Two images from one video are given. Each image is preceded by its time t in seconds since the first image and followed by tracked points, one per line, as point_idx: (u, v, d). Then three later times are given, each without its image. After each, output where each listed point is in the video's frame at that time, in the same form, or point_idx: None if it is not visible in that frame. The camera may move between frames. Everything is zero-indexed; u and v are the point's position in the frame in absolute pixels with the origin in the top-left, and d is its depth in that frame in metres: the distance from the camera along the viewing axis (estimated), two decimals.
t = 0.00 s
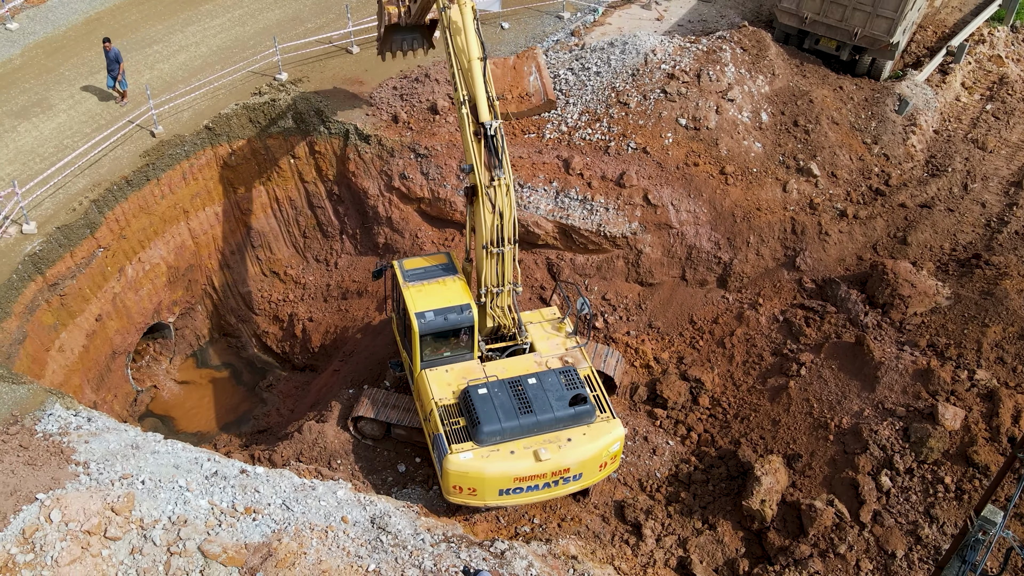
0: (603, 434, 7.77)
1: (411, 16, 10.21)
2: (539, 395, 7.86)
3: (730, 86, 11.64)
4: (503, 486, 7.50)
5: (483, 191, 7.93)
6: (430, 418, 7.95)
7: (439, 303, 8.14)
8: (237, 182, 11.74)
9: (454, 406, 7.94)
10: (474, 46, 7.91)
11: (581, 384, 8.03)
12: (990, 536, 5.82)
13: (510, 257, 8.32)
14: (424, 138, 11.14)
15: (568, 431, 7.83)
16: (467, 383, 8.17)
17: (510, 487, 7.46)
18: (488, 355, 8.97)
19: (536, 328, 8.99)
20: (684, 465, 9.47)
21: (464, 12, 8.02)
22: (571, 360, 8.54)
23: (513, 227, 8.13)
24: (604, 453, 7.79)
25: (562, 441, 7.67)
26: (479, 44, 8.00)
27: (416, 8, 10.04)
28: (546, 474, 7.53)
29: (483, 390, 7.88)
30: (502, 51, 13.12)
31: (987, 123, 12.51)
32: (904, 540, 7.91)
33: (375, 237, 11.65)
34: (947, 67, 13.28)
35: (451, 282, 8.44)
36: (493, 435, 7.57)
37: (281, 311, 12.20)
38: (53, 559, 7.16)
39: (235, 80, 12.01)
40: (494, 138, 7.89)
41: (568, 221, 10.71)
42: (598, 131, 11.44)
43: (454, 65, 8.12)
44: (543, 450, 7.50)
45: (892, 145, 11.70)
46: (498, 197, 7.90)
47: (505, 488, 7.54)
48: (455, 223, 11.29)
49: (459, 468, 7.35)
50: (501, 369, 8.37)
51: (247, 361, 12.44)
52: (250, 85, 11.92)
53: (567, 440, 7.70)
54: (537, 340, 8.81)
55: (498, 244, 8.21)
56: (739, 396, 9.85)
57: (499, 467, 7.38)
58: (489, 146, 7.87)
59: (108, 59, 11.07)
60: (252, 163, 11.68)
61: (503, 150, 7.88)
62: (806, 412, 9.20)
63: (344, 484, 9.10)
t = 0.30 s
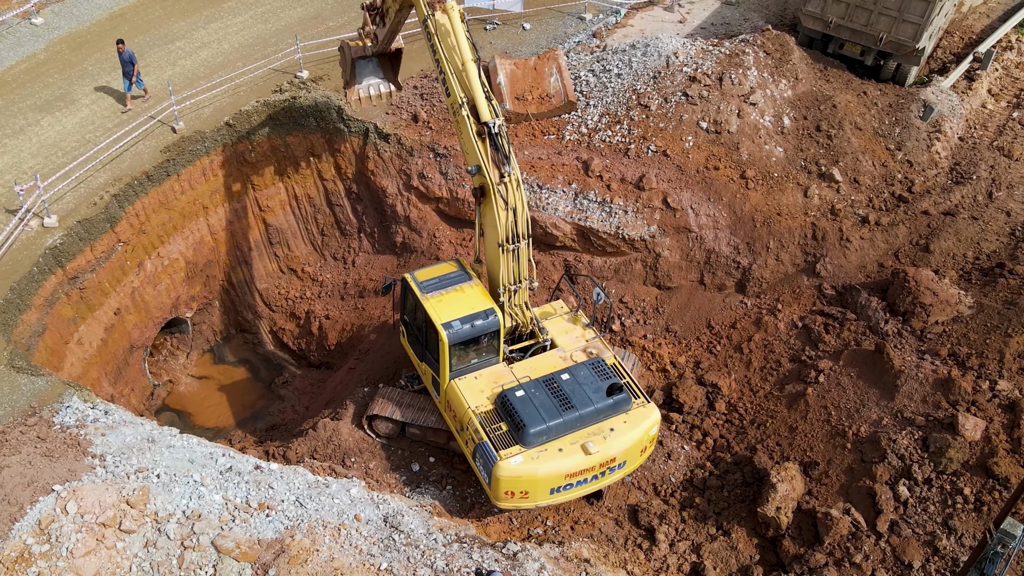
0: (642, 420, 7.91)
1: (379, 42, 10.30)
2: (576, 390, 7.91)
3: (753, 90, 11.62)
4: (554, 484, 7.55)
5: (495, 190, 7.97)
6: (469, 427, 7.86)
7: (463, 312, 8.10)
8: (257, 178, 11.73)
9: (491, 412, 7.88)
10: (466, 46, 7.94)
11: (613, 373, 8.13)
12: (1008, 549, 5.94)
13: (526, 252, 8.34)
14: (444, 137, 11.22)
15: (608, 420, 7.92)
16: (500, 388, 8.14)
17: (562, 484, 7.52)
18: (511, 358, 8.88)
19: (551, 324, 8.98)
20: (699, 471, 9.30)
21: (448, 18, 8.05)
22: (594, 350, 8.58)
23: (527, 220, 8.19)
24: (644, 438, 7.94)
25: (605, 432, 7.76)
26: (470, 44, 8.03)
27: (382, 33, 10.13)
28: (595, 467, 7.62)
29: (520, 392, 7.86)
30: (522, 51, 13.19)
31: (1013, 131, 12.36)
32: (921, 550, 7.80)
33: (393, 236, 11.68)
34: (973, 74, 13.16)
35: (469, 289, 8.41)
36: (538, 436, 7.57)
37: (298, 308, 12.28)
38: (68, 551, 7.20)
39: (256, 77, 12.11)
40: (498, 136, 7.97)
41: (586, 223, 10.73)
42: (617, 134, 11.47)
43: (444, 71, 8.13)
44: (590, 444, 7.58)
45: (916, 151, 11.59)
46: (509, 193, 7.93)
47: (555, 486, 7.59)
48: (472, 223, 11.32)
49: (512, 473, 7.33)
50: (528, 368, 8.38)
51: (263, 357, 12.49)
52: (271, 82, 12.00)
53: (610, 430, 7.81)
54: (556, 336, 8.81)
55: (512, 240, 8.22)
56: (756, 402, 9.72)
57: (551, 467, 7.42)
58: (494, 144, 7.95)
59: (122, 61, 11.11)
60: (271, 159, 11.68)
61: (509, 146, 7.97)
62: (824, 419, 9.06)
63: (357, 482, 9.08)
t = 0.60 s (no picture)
0: (673, 406, 8.10)
1: (349, 83, 9.58)
2: (606, 383, 8.05)
3: (774, 93, 11.56)
4: (598, 479, 7.65)
5: (494, 184, 8.01)
6: (504, 433, 7.88)
7: (486, 318, 8.06)
8: (275, 176, 11.79)
9: (525, 415, 7.93)
10: (444, 51, 8.02)
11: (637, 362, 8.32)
12: None
13: (530, 243, 8.38)
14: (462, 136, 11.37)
15: (640, 410, 8.08)
16: (529, 391, 8.20)
17: (605, 478, 7.63)
18: (532, 359, 8.89)
19: (565, 320, 8.99)
20: (713, 476, 9.24)
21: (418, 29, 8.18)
22: (613, 341, 8.73)
23: (528, 211, 8.27)
24: (675, 424, 8.13)
25: (639, 423, 7.90)
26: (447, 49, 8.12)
27: (353, 73, 9.54)
28: (635, 457, 7.77)
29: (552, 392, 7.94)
30: (542, 51, 13.21)
31: None
32: (938, 561, 7.71)
33: (410, 235, 11.77)
34: (999, 81, 13.02)
35: (487, 294, 8.36)
36: (577, 434, 7.65)
37: (314, 306, 12.33)
38: (82, 543, 7.23)
39: (276, 75, 12.18)
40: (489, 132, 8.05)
41: (604, 226, 10.74)
42: (636, 136, 11.45)
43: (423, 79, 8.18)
44: (629, 435, 7.72)
45: (939, 157, 11.48)
46: (509, 185, 8.02)
47: (598, 481, 7.71)
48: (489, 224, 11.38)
49: (557, 474, 7.41)
50: (552, 368, 8.47)
51: (278, 354, 12.52)
52: (291, 80, 12.07)
53: (644, 419, 7.97)
54: (573, 332, 8.86)
55: (516, 232, 8.27)
56: (772, 408, 9.62)
57: (594, 463, 7.52)
58: (486, 140, 8.02)
59: (133, 61, 11.09)
60: (290, 157, 11.72)
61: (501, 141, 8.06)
62: (840, 427, 8.97)
63: (370, 480, 9.10)
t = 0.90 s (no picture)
0: (694, 395, 8.24)
1: (330, 129, 10.10)
2: (629, 377, 8.15)
3: (791, 97, 11.51)
4: (631, 473, 7.76)
5: (485, 181, 8.19)
6: (532, 436, 7.89)
7: (506, 322, 8.06)
8: (291, 175, 11.91)
9: (552, 417, 7.97)
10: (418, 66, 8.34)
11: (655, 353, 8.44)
12: None
13: (529, 237, 8.46)
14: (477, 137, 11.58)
15: (664, 401, 8.20)
16: (552, 391, 8.24)
17: (638, 472, 7.75)
18: (549, 360, 8.87)
19: (576, 318, 9.01)
20: (724, 480, 9.15)
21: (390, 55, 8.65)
22: (627, 335, 8.79)
23: (522, 205, 8.41)
24: (698, 412, 8.28)
25: (665, 414, 8.03)
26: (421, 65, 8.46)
27: (331, 118, 9.98)
28: (664, 448, 7.90)
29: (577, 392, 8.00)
30: (558, 52, 13.19)
31: None
32: (951, 570, 7.66)
33: (424, 235, 11.92)
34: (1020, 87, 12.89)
35: (502, 298, 8.35)
36: (606, 431, 7.73)
37: (327, 304, 12.35)
38: (94, 537, 7.26)
39: (292, 73, 12.23)
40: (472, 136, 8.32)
41: (619, 227, 10.77)
42: (652, 138, 11.42)
43: (403, 96, 8.51)
44: (657, 427, 7.85)
45: (958, 163, 11.40)
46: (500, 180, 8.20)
47: (630, 475, 7.82)
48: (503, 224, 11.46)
49: (592, 472, 7.50)
50: (571, 366, 8.52)
51: (289, 351, 12.54)
52: (307, 78, 12.12)
53: (669, 410, 8.10)
54: (586, 330, 8.88)
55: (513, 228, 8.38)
56: (786, 413, 9.55)
57: (626, 458, 7.63)
58: (471, 143, 8.25)
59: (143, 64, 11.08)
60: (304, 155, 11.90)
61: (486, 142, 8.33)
62: (855, 433, 8.88)
63: (381, 479, 9.10)
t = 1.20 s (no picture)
0: (707, 386, 8.33)
1: (316, 170, 10.40)
2: (642, 372, 8.21)
3: (801, 99, 11.48)
4: (652, 468, 7.82)
5: (472, 184, 8.30)
6: (551, 438, 7.90)
7: (519, 326, 8.05)
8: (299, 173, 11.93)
9: (570, 417, 7.97)
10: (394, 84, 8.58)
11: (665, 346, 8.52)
12: None
13: (523, 236, 8.49)
14: (485, 137, 11.57)
15: (677, 393, 8.28)
16: (566, 391, 8.25)
17: (659, 466, 7.81)
18: (559, 360, 8.91)
19: (582, 318, 9.10)
20: (731, 483, 9.12)
21: (366, 79, 8.97)
22: (634, 330, 8.92)
23: (512, 205, 8.46)
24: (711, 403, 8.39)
25: (681, 406, 8.12)
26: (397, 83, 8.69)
27: (317, 158, 10.29)
28: (682, 441, 7.97)
29: (594, 390, 8.03)
30: (567, 53, 13.18)
31: None
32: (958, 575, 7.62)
33: (431, 234, 11.95)
34: None
35: (511, 301, 8.34)
36: (625, 428, 7.76)
37: (333, 303, 12.32)
38: (100, 533, 7.28)
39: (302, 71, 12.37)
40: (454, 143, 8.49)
41: (626, 228, 10.76)
42: (661, 139, 11.40)
43: (382, 116, 8.71)
44: (675, 420, 7.92)
45: (969, 166, 11.35)
46: (486, 182, 8.31)
47: (651, 470, 7.87)
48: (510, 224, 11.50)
49: (616, 470, 7.52)
50: (583, 364, 8.55)
51: (296, 350, 12.54)
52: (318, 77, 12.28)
53: (684, 403, 8.18)
54: (593, 327, 8.97)
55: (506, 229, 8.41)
56: (793, 417, 9.52)
57: (648, 453, 7.68)
58: (454, 150, 8.42)
59: (146, 67, 11.04)
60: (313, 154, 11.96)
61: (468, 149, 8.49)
62: (862, 437, 8.84)
63: (386, 479, 9.10)
